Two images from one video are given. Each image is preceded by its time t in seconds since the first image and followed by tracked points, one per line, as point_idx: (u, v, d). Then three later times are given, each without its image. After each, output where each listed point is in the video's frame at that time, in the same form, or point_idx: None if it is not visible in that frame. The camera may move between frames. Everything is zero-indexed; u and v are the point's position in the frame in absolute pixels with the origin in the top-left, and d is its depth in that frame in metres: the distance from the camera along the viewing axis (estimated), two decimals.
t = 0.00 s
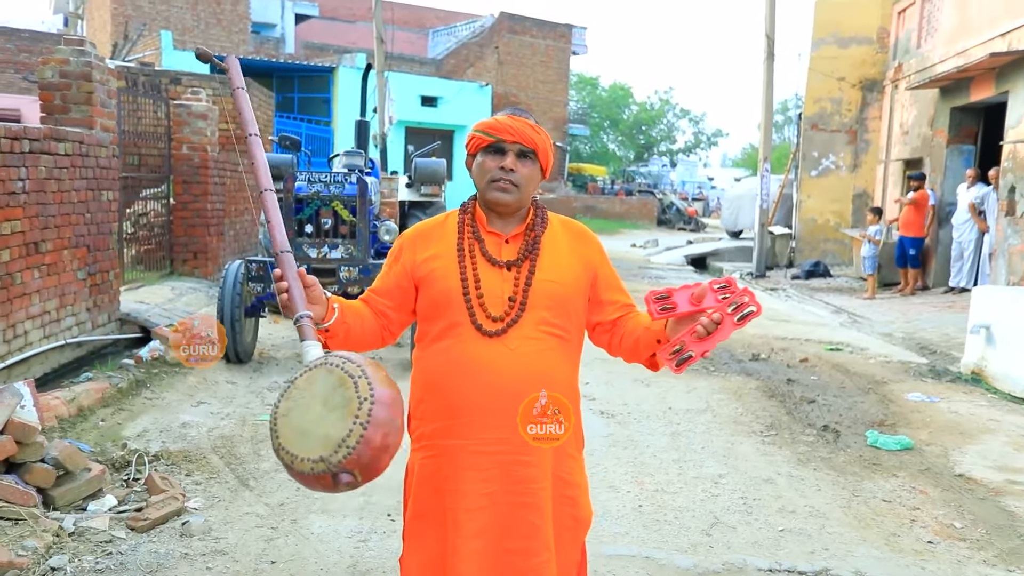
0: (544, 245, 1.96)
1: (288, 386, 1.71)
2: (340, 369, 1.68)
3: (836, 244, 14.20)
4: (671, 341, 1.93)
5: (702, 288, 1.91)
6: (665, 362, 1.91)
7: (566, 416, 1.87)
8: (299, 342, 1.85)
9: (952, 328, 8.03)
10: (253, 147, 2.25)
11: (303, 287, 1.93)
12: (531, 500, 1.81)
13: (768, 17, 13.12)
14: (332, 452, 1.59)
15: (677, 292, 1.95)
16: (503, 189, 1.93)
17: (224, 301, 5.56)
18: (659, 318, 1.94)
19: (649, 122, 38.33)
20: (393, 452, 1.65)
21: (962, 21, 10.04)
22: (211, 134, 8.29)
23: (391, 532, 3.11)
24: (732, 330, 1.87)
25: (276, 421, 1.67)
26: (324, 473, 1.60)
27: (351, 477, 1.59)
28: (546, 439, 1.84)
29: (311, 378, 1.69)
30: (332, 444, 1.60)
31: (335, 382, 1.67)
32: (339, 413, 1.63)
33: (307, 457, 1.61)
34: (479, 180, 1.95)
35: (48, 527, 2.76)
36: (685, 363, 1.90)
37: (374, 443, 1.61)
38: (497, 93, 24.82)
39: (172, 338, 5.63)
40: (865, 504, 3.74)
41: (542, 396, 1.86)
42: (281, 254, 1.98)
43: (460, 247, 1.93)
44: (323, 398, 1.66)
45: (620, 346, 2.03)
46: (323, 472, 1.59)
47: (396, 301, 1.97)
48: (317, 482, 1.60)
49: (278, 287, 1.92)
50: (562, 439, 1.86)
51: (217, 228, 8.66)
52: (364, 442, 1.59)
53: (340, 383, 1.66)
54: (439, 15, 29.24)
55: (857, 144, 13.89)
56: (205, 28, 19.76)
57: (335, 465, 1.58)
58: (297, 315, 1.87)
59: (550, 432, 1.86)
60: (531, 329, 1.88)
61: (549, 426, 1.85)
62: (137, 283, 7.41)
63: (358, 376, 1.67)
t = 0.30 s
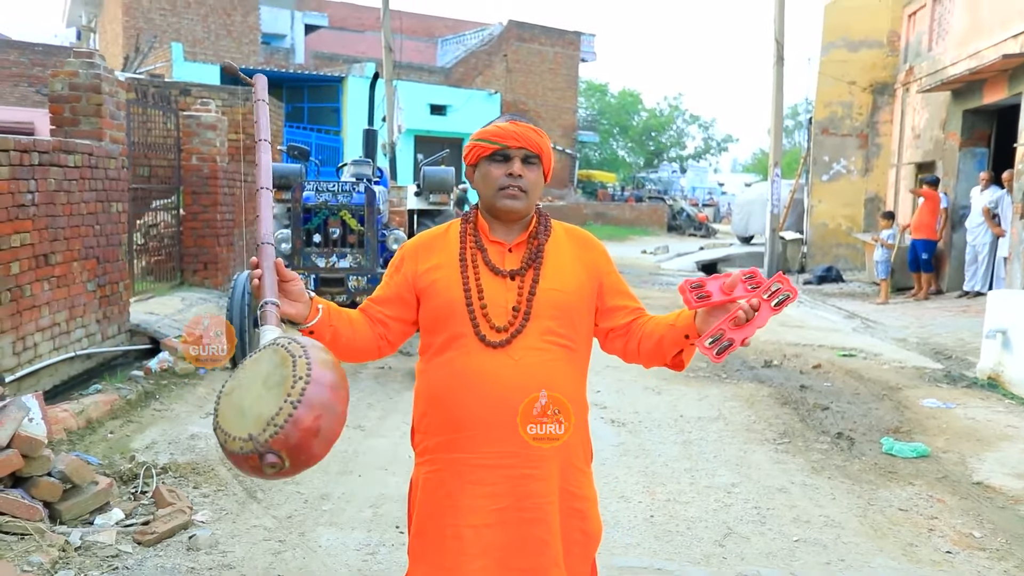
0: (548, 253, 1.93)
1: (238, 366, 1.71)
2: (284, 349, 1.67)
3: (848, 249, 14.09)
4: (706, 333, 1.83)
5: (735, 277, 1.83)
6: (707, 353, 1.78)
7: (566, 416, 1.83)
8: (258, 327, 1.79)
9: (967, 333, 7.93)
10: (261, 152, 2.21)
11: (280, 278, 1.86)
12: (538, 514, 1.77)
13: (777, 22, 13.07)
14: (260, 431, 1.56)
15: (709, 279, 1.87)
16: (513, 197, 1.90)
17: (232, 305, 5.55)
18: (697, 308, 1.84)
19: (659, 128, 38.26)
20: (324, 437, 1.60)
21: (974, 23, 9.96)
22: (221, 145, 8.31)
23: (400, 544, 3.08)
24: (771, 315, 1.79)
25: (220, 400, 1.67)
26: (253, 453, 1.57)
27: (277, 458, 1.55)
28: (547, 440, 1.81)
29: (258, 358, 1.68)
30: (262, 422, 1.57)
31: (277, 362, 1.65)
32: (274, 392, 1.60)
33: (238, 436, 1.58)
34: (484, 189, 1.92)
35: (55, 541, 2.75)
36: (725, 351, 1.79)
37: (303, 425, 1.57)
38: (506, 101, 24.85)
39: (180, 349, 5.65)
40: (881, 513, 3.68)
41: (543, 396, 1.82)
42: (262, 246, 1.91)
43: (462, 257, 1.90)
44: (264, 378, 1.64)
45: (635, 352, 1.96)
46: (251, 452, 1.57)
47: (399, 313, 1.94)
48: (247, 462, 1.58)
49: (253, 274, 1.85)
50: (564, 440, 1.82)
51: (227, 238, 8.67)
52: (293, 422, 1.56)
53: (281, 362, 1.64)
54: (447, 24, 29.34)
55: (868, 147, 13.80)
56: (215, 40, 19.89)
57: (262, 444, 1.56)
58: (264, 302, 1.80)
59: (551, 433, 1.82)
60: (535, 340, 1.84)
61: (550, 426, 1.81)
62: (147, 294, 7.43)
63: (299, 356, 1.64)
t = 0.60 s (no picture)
0: (551, 258, 1.90)
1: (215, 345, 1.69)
2: (261, 331, 1.65)
3: (856, 253, 14.01)
4: (719, 321, 1.78)
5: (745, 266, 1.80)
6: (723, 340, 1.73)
7: (567, 415, 1.80)
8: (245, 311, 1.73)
9: (976, 338, 7.86)
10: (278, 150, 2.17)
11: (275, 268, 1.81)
12: (540, 525, 1.74)
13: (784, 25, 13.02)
14: (225, 411, 1.54)
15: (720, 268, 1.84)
16: (507, 201, 1.88)
17: (236, 302, 5.55)
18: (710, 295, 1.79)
19: (665, 132, 38.19)
20: (290, 423, 1.57)
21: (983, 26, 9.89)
22: (226, 148, 8.32)
23: (403, 550, 3.05)
24: (786, 300, 1.76)
25: (194, 378, 1.65)
26: (217, 434, 1.55)
27: (238, 440, 1.53)
28: (547, 440, 1.77)
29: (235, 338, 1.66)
30: (228, 403, 1.55)
31: (252, 343, 1.63)
32: (244, 372, 1.58)
33: (204, 416, 1.56)
34: (481, 193, 1.90)
35: (55, 546, 2.73)
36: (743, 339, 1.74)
37: (268, 409, 1.55)
38: (513, 104, 24.87)
39: (184, 352, 5.64)
40: (890, 520, 3.63)
41: (543, 396, 1.79)
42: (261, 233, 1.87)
43: (463, 262, 1.87)
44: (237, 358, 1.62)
45: (644, 354, 1.92)
46: (213, 433, 1.55)
47: (400, 317, 1.91)
48: (209, 442, 1.56)
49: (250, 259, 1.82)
50: (564, 440, 1.79)
51: (232, 242, 8.67)
52: (257, 404, 1.54)
53: (255, 344, 1.62)
54: (454, 28, 29.37)
55: (876, 151, 13.72)
56: (223, 44, 19.95)
57: (225, 425, 1.54)
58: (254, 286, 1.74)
59: (551, 433, 1.79)
60: (536, 346, 1.81)
61: (550, 426, 1.78)
62: (153, 297, 7.43)
63: (275, 339, 1.62)
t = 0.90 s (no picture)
0: (549, 256, 1.87)
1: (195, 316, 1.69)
2: (239, 303, 1.64)
3: (859, 248, 13.97)
4: (730, 316, 1.77)
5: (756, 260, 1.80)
6: (734, 333, 1.73)
7: (566, 416, 1.78)
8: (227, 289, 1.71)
9: (979, 334, 7.83)
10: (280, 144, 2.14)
11: (266, 254, 1.81)
12: (538, 526, 1.72)
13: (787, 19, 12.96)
14: (196, 381, 1.55)
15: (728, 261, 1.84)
16: (504, 199, 1.85)
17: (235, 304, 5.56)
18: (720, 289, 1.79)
19: (668, 128, 38.10)
20: (262, 395, 1.57)
21: (986, 20, 9.83)
22: (227, 145, 8.29)
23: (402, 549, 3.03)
24: (797, 293, 1.77)
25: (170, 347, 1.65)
26: (187, 405, 1.55)
27: (207, 410, 1.53)
28: (546, 440, 1.75)
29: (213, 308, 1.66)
30: (198, 372, 1.55)
31: (229, 313, 1.62)
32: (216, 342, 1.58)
33: (174, 385, 1.56)
34: (479, 189, 1.88)
35: (52, 546, 2.72)
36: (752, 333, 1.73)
37: (239, 379, 1.55)
38: (515, 101, 24.83)
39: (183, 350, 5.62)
40: (894, 518, 3.60)
41: (543, 397, 1.76)
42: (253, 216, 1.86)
43: (459, 260, 1.85)
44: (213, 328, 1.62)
45: (651, 349, 1.88)
46: (184, 403, 1.55)
47: (395, 316, 1.88)
48: (179, 412, 1.56)
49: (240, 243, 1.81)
50: (563, 441, 1.77)
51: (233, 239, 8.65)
52: (229, 374, 1.54)
53: (232, 313, 1.61)
54: (455, 24, 29.32)
55: (879, 146, 13.67)
56: (224, 41, 19.88)
57: (196, 394, 1.54)
58: (241, 267, 1.73)
59: (551, 434, 1.76)
60: (535, 346, 1.79)
61: (550, 427, 1.76)
62: (154, 295, 7.42)
63: (251, 310, 1.62)
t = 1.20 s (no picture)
0: (550, 253, 1.86)
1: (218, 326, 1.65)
2: (264, 313, 1.60)
3: (865, 245, 13.91)
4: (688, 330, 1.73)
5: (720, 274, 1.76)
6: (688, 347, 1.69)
7: (566, 416, 1.77)
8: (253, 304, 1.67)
9: (985, 331, 7.79)
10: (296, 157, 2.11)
11: (288, 267, 1.77)
12: (540, 528, 1.71)
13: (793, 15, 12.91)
14: (224, 393, 1.50)
15: (695, 278, 1.82)
16: (506, 190, 1.84)
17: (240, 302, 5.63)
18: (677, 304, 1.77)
19: (673, 125, 38.00)
20: (292, 405, 1.53)
21: (994, 15, 9.76)
22: (231, 142, 8.29)
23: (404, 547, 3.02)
24: (757, 314, 1.70)
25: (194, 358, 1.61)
26: (216, 418, 1.51)
27: (237, 422, 1.49)
28: (546, 440, 1.74)
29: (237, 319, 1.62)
30: (228, 384, 1.51)
31: (254, 323, 1.58)
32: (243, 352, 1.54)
33: (202, 398, 1.52)
34: (479, 183, 1.86)
35: (54, 542, 2.72)
36: (707, 351, 1.68)
37: (269, 390, 1.51)
38: (519, 97, 24.81)
39: (187, 346, 5.62)
40: (897, 516, 3.59)
41: (542, 396, 1.75)
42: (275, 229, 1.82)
43: (460, 257, 1.84)
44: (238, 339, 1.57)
45: (629, 358, 1.88)
46: (212, 416, 1.50)
47: (397, 316, 1.88)
48: (207, 425, 1.51)
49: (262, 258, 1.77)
50: (563, 441, 1.76)
51: (237, 235, 8.65)
52: (259, 385, 1.50)
53: (257, 323, 1.57)
54: (460, 21, 29.31)
55: (885, 142, 13.61)
56: (229, 38, 19.93)
57: (224, 406, 1.50)
58: (265, 280, 1.70)
59: (551, 433, 1.76)
60: (536, 346, 1.78)
61: (550, 426, 1.75)
62: (157, 291, 7.42)
63: (278, 320, 1.58)
